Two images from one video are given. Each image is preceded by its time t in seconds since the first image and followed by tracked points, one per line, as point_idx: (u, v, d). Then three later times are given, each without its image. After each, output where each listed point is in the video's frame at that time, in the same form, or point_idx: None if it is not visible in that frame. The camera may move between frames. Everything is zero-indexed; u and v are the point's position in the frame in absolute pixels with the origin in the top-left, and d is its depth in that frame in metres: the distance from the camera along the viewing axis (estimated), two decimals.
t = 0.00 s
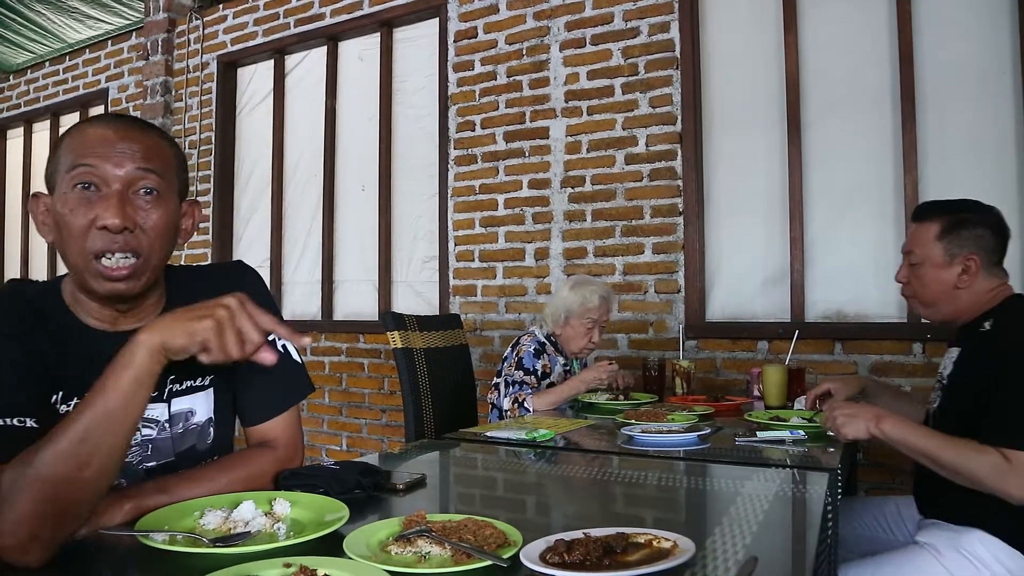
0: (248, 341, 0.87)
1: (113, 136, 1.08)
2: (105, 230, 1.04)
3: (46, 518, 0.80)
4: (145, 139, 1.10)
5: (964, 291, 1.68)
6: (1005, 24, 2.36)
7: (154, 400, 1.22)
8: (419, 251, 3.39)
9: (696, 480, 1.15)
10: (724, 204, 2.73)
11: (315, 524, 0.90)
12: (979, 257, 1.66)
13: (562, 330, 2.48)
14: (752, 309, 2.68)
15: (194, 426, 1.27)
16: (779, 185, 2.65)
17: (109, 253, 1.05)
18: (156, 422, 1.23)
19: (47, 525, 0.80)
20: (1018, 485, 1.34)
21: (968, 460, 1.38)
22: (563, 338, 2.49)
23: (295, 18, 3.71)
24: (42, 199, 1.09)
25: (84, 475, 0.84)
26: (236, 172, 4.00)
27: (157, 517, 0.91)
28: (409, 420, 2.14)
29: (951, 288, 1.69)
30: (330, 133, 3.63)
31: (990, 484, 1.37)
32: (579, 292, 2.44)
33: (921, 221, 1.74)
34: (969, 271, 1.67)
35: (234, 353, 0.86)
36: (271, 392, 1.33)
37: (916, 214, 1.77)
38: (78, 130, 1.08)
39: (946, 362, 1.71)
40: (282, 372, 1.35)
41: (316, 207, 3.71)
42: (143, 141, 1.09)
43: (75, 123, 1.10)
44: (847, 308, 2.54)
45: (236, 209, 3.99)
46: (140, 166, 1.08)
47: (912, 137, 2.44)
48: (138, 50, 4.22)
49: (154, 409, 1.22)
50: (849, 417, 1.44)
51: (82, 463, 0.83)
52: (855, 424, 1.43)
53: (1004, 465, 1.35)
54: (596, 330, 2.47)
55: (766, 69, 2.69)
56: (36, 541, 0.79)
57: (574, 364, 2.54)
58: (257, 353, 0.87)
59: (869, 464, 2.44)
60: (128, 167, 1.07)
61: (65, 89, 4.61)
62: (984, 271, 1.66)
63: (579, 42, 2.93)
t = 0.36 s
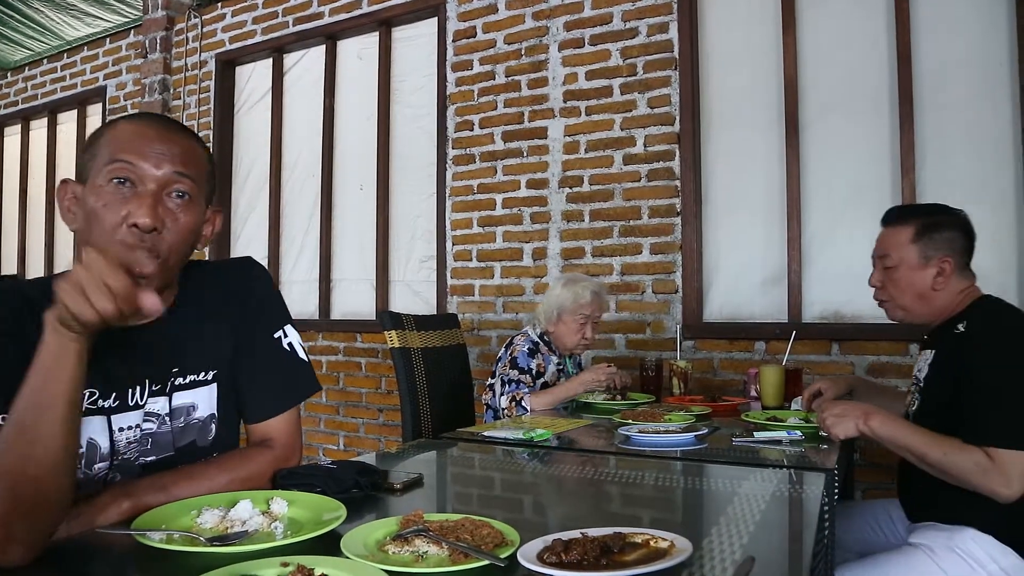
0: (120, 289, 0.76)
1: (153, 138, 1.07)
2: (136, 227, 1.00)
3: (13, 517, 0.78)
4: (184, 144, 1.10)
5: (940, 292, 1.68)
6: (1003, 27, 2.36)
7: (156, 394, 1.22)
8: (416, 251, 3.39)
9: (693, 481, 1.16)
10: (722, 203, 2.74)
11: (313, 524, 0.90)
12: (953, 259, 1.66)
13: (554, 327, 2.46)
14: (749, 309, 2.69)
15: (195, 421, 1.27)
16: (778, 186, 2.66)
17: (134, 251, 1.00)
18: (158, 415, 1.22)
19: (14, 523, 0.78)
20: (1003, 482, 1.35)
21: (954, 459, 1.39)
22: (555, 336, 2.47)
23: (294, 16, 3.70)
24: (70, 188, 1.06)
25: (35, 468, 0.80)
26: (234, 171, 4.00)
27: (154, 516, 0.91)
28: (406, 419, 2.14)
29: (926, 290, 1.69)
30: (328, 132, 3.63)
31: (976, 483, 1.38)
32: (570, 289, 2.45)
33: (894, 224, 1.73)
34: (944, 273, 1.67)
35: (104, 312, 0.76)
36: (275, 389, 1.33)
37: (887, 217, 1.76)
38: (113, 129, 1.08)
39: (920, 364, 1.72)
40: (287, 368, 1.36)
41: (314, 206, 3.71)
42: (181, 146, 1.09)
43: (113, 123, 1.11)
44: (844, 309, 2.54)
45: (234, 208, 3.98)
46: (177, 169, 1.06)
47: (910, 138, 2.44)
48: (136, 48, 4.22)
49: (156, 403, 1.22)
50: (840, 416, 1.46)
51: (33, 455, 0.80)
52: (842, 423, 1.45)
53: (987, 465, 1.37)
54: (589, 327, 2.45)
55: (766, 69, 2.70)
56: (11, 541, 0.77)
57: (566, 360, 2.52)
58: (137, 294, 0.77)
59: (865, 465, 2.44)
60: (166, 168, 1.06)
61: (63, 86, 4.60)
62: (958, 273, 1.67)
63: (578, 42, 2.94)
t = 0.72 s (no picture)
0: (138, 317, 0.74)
1: (153, 149, 1.08)
2: (133, 238, 1.03)
3: None
4: (184, 156, 1.11)
5: (900, 300, 1.72)
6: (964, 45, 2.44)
7: (134, 394, 1.23)
8: (386, 251, 3.37)
9: (660, 484, 1.17)
10: (691, 210, 2.77)
11: (279, 524, 0.89)
12: (910, 267, 1.71)
13: (518, 329, 2.46)
14: (717, 315, 2.72)
15: (175, 420, 1.27)
16: (746, 194, 2.70)
17: (127, 261, 1.03)
18: (137, 415, 1.23)
19: None
20: (966, 482, 1.39)
21: (916, 463, 1.43)
22: (520, 338, 2.47)
23: (267, 12, 3.66)
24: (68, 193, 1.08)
25: (13, 470, 0.79)
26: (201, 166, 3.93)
27: (115, 516, 0.89)
28: (374, 419, 2.12)
29: (888, 300, 1.72)
30: (299, 130, 3.59)
31: (940, 485, 1.42)
32: (534, 290, 2.46)
33: (849, 239, 1.77)
34: (902, 281, 1.71)
35: (116, 337, 0.74)
36: (241, 388, 1.30)
37: (842, 232, 1.80)
38: (115, 135, 1.09)
39: (880, 370, 1.77)
40: (258, 368, 1.34)
41: (283, 204, 3.67)
42: (180, 158, 1.10)
43: (113, 128, 1.12)
44: (809, 316, 2.59)
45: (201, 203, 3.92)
46: (176, 182, 1.08)
47: (875, 151, 2.50)
48: (104, 38, 4.13)
49: (135, 403, 1.23)
50: (804, 419, 1.48)
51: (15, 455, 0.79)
52: (807, 429, 1.47)
53: (952, 467, 1.40)
54: (552, 329, 2.46)
55: (736, 79, 2.74)
56: None
57: (532, 360, 2.54)
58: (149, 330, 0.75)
59: (827, 469, 2.49)
60: (165, 180, 1.07)
61: (26, 75, 4.49)
62: (916, 280, 1.71)
63: (552, 47, 2.95)
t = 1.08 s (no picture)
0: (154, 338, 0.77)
1: (163, 149, 1.08)
2: (148, 238, 1.03)
3: None
4: (193, 157, 1.11)
5: (909, 297, 1.71)
6: (973, 34, 2.41)
7: (152, 391, 1.24)
8: (392, 248, 3.37)
9: (667, 479, 1.16)
10: (698, 204, 2.76)
11: (286, 521, 0.89)
12: (914, 263, 1.69)
13: (522, 324, 2.45)
14: (724, 310, 2.71)
15: (190, 415, 1.28)
16: (752, 187, 2.68)
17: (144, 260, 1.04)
18: (154, 411, 1.24)
19: None
20: (979, 479, 1.38)
21: (925, 462, 1.41)
22: (522, 333, 2.46)
23: (269, 10, 3.66)
24: (80, 195, 1.09)
25: (21, 471, 0.79)
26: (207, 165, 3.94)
27: (122, 513, 0.89)
28: (381, 417, 2.12)
29: (896, 298, 1.71)
30: (303, 127, 3.59)
31: (952, 482, 1.40)
32: (543, 289, 2.44)
33: (851, 239, 1.76)
34: (907, 278, 1.70)
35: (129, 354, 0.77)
36: (246, 384, 1.30)
37: (843, 234, 1.79)
38: (124, 137, 1.09)
39: (893, 363, 1.76)
40: (264, 366, 1.33)
41: (289, 201, 3.67)
42: (190, 158, 1.10)
43: (123, 129, 1.12)
44: (817, 310, 2.58)
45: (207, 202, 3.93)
46: (187, 183, 1.08)
47: (882, 142, 2.48)
48: (107, 39, 4.14)
49: (152, 399, 1.24)
50: (812, 412, 1.48)
51: (25, 459, 0.79)
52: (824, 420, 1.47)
53: (964, 464, 1.39)
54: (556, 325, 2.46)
55: (742, 72, 2.72)
56: None
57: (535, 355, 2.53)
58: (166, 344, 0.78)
59: (836, 464, 2.48)
60: (176, 182, 1.07)
61: (31, 76, 4.50)
62: (922, 274, 1.70)
63: (555, 41, 2.94)
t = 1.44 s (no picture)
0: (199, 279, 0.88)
1: (195, 142, 1.13)
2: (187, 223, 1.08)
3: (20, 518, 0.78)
4: (223, 151, 1.16)
5: (937, 301, 1.67)
6: (1007, 32, 2.36)
7: (179, 391, 1.24)
8: (417, 251, 3.39)
9: (692, 483, 1.15)
10: (725, 206, 2.73)
11: (311, 522, 0.90)
12: (944, 267, 1.66)
13: (545, 325, 2.45)
14: (750, 312, 2.68)
15: (217, 415, 1.29)
16: (779, 188, 2.65)
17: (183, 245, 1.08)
18: (182, 411, 1.24)
19: (22, 525, 0.78)
20: (1012, 486, 1.34)
21: (955, 469, 1.40)
22: (546, 335, 2.46)
23: (296, 15, 3.70)
24: (113, 192, 1.12)
25: (60, 472, 0.82)
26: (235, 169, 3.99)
27: (151, 512, 0.91)
28: (406, 419, 2.13)
29: (924, 302, 1.68)
30: (330, 131, 3.63)
31: (983, 489, 1.37)
32: (564, 289, 2.44)
33: (880, 241, 1.73)
34: (936, 282, 1.67)
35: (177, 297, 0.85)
36: (275, 385, 1.32)
37: (873, 235, 1.76)
38: (156, 133, 1.14)
39: (922, 368, 1.72)
40: (290, 367, 1.35)
41: (315, 204, 3.71)
42: (220, 151, 1.15)
43: (153, 129, 1.16)
44: (846, 313, 2.54)
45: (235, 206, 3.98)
46: (219, 172, 1.13)
47: (913, 142, 2.44)
48: (139, 45, 4.22)
49: (179, 399, 1.24)
50: (842, 413, 1.46)
51: (61, 462, 0.83)
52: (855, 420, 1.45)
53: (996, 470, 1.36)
54: (580, 326, 2.45)
55: (769, 73, 2.69)
56: (12, 542, 0.77)
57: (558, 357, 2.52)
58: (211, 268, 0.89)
59: (866, 469, 2.44)
60: (209, 170, 1.12)
61: (66, 83, 4.60)
62: (951, 279, 1.66)
63: (581, 43, 2.93)
